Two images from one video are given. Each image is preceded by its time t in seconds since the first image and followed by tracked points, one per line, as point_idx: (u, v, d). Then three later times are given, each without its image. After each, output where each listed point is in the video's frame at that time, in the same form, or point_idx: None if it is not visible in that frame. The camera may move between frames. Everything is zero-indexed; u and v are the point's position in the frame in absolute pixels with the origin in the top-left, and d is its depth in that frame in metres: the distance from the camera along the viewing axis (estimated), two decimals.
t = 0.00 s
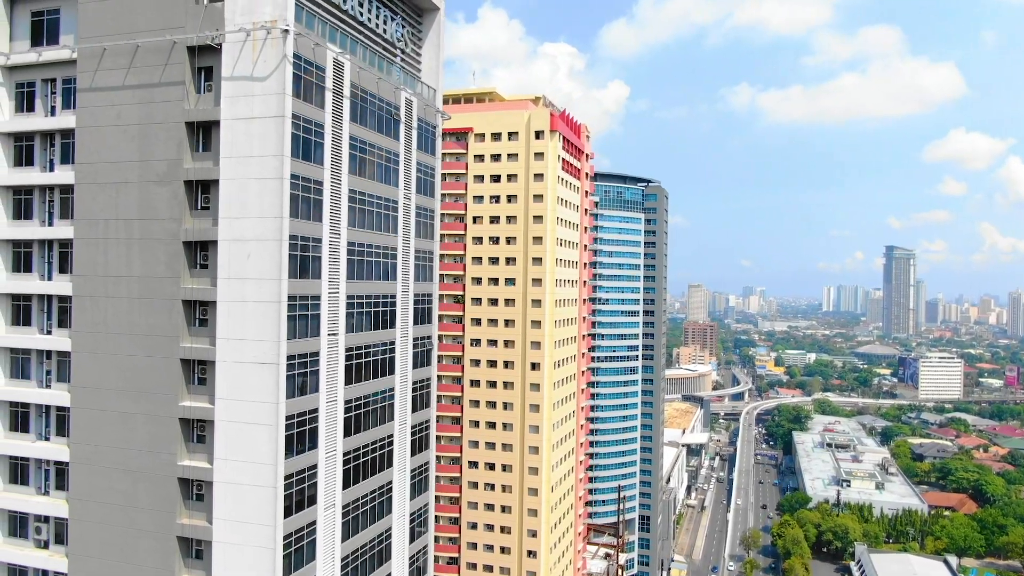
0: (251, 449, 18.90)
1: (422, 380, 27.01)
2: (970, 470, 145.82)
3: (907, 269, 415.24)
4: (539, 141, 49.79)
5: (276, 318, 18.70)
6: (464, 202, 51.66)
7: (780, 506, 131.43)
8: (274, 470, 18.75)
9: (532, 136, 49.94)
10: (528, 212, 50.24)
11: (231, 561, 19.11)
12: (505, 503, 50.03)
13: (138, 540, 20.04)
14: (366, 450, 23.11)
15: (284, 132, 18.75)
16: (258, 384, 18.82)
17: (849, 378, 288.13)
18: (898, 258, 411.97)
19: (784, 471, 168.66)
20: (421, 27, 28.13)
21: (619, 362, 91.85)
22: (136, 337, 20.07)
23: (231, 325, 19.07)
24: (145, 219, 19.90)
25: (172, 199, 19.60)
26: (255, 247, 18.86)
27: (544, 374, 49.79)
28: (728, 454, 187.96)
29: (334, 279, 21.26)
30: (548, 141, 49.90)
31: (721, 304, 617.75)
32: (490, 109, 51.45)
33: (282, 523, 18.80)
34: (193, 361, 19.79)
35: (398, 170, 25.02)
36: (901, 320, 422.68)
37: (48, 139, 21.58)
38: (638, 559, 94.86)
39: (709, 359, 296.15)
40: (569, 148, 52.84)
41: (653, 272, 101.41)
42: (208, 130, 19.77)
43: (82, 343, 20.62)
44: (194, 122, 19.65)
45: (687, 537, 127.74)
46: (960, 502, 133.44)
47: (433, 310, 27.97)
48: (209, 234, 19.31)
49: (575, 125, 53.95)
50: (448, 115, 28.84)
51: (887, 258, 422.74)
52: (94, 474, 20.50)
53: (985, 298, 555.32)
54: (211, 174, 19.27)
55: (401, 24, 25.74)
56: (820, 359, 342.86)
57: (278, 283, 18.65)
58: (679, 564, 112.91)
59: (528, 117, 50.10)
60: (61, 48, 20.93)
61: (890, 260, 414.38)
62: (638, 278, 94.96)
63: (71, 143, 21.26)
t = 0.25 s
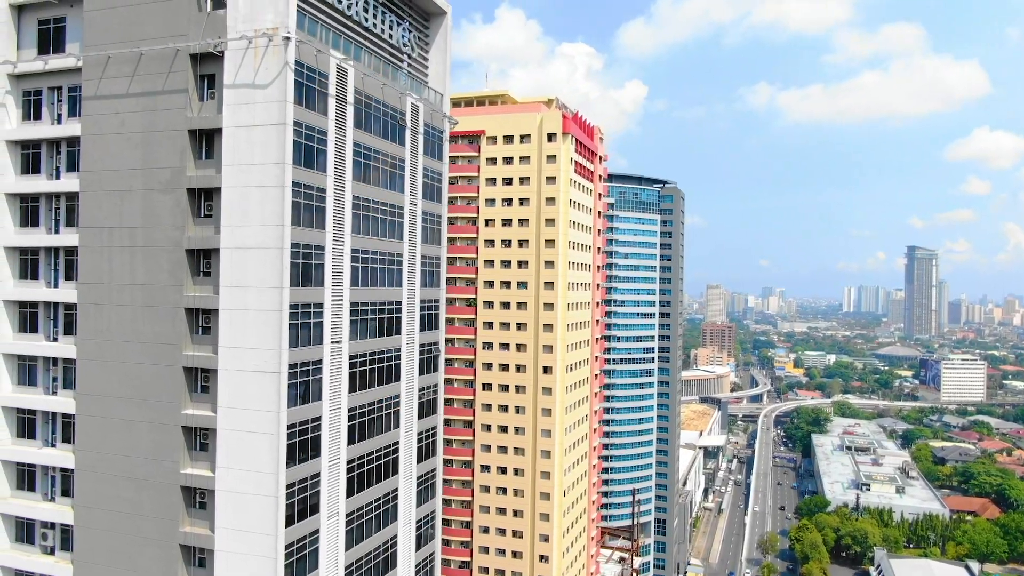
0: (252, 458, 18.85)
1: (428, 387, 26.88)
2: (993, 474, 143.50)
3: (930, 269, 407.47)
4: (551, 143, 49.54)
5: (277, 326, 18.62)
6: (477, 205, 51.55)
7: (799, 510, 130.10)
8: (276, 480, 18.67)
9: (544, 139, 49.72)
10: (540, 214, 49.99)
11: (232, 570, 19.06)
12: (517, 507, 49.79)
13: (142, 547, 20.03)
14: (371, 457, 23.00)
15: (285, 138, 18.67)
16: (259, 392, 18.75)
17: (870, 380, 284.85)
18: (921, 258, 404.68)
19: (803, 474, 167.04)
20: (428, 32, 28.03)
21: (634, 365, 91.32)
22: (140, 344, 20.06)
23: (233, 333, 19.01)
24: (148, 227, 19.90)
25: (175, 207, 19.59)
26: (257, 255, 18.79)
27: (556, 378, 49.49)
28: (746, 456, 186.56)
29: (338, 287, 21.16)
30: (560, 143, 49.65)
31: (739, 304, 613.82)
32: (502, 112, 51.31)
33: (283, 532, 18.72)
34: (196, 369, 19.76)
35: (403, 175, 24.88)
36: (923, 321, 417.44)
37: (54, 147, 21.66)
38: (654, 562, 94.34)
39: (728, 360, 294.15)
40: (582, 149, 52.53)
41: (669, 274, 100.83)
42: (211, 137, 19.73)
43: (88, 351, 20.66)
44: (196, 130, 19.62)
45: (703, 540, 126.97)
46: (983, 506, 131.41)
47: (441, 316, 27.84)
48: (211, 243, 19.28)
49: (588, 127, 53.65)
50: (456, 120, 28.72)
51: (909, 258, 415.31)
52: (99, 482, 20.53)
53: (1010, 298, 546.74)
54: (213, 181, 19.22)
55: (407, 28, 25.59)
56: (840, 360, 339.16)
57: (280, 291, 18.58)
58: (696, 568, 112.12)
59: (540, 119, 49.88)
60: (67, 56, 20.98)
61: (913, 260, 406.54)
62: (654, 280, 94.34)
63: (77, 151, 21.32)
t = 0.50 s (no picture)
0: (254, 466, 18.77)
1: (435, 393, 26.73)
2: (1016, 479, 141.14)
3: (952, 270, 395.50)
4: (564, 146, 49.27)
5: (278, 335, 18.53)
6: (489, 208, 51.39)
7: (817, 513, 128.82)
8: (277, 489, 18.57)
9: (556, 142, 49.47)
10: (552, 217, 49.72)
11: None
12: (529, 511, 49.53)
13: (145, 555, 20.02)
14: (375, 465, 22.87)
15: (287, 146, 18.56)
16: (261, 401, 18.68)
17: (891, 381, 281.54)
18: (943, 258, 393.53)
19: (822, 477, 165.41)
20: (435, 37, 27.89)
21: (650, 367, 90.79)
22: (143, 352, 20.05)
23: (235, 341, 18.96)
24: (151, 235, 19.91)
25: (178, 215, 19.57)
26: (259, 263, 18.72)
27: (568, 382, 49.17)
28: (765, 459, 185.03)
29: (341, 294, 21.06)
30: (572, 146, 49.36)
31: (758, 305, 609.72)
32: (514, 114, 51.13)
33: (284, 542, 18.62)
34: (198, 377, 19.73)
35: (408, 181, 24.72)
36: (946, 322, 412.18)
37: (60, 154, 21.75)
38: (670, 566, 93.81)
39: (746, 362, 292.10)
40: (595, 152, 52.17)
41: (686, 275, 100.14)
42: (214, 144, 19.69)
43: (92, 358, 20.71)
44: (199, 137, 19.59)
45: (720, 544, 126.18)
46: (1006, 512, 129.14)
47: (448, 322, 27.69)
48: (213, 250, 19.23)
49: (600, 129, 53.29)
50: (463, 125, 28.55)
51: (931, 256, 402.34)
52: (103, 489, 20.55)
53: None
54: (216, 189, 19.18)
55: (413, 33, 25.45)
56: (860, 361, 335.44)
57: (281, 299, 18.49)
58: (712, 572, 111.22)
59: (552, 122, 49.62)
60: (72, 64, 21.04)
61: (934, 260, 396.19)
62: (670, 281, 93.70)
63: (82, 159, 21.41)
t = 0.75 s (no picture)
0: (255, 476, 18.70)
1: (441, 400, 26.59)
2: None
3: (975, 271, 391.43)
4: (576, 148, 48.98)
5: (279, 344, 18.44)
6: (501, 211, 51.21)
7: (836, 518, 127.40)
8: (278, 498, 18.48)
9: (568, 144, 49.19)
10: (564, 220, 49.44)
11: None
12: (541, 516, 49.28)
13: (148, 563, 20.03)
14: (379, 473, 22.74)
15: (288, 154, 18.47)
16: (262, 410, 18.61)
17: (913, 383, 278.03)
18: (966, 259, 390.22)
19: (841, 480, 163.58)
20: (441, 42, 27.81)
21: (666, 370, 90.19)
22: (146, 360, 20.06)
23: (237, 350, 18.91)
24: (154, 243, 19.90)
25: (181, 223, 19.56)
26: (261, 272, 18.65)
27: (580, 386, 48.86)
28: (783, 461, 183.43)
29: (344, 302, 20.96)
30: (585, 148, 49.05)
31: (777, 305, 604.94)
32: (526, 116, 50.92)
33: (285, 552, 18.53)
34: (201, 386, 19.70)
35: (414, 187, 24.60)
36: (969, 324, 406.64)
37: (67, 162, 21.83)
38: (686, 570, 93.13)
39: (765, 363, 289.73)
40: (608, 154, 51.80)
41: (702, 277, 99.41)
42: (217, 152, 19.65)
43: (97, 366, 20.74)
44: (202, 145, 19.56)
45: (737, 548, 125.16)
46: None
47: (455, 328, 27.54)
48: (216, 259, 19.20)
49: (613, 131, 52.94)
50: (471, 130, 28.37)
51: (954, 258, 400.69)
52: (107, 496, 20.59)
53: None
54: (218, 197, 19.13)
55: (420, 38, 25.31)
56: (881, 363, 331.53)
57: (282, 308, 18.39)
58: None
59: (565, 124, 49.36)
60: (77, 72, 21.12)
61: (958, 261, 392.64)
62: (686, 283, 92.98)
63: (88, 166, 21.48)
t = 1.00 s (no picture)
0: (257, 485, 18.63)
1: (448, 407, 26.45)
2: None
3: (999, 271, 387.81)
4: (588, 151, 48.72)
5: (281, 352, 18.36)
6: (513, 214, 51.03)
7: (855, 522, 125.92)
8: (280, 508, 18.39)
9: (581, 147, 48.93)
10: (577, 223, 49.15)
11: None
12: (553, 520, 48.98)
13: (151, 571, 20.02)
14: (383, 481, 22.60)
15: (289, 162, 18.39)
16: (264, 419, 18.54)
17: (935, 386, 274.47)
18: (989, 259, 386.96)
19: (861, 484, 161.71)
20: (449, 46, 27.66)
21: (682, 372, 89.50)
22: (150, 368, 20.06)
23: (239, 358, 18.86)
24: (158, 251, 19.91)
25: (184, 231, 19.55)
26: (263, 280, 18.58)
27: (593, 390, 48.54)
28: (801, 465, 181.74)
29: (348, 310, 20.85)
30: (597, 151, 48.76)
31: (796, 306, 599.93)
32: (539, 119, 50.70)
33: (286, 562, 18.42)
34: (204, 394, 19.67)
35: (420, 193, 24.47)
36: (992, 325, 400.99)
37: (73, 170, 21.91)
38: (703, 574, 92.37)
39: (784, 365, 287.22)
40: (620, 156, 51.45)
41: (718, 279, 98.66)
42: (220, 161, 19.61)
43: (102, 373, 20.78)
44: (205, 153, 19.52)
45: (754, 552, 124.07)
46: None
47: (462, 335, 27.39)
48: (218, 267, 19.16)
49: (626, 133, 52.60)
50: (478, 134, 28.21)
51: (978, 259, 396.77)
52: (112, 503, 20.62)
53: None
54: (220, 206, 19.09)
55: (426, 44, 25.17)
56: (903, 365, 327.52)
57: (283, 317, 18.30)
58: None
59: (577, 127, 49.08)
60: (83, 81, 21.18)
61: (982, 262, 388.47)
62: (702, 285, 92.21)
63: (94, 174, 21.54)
